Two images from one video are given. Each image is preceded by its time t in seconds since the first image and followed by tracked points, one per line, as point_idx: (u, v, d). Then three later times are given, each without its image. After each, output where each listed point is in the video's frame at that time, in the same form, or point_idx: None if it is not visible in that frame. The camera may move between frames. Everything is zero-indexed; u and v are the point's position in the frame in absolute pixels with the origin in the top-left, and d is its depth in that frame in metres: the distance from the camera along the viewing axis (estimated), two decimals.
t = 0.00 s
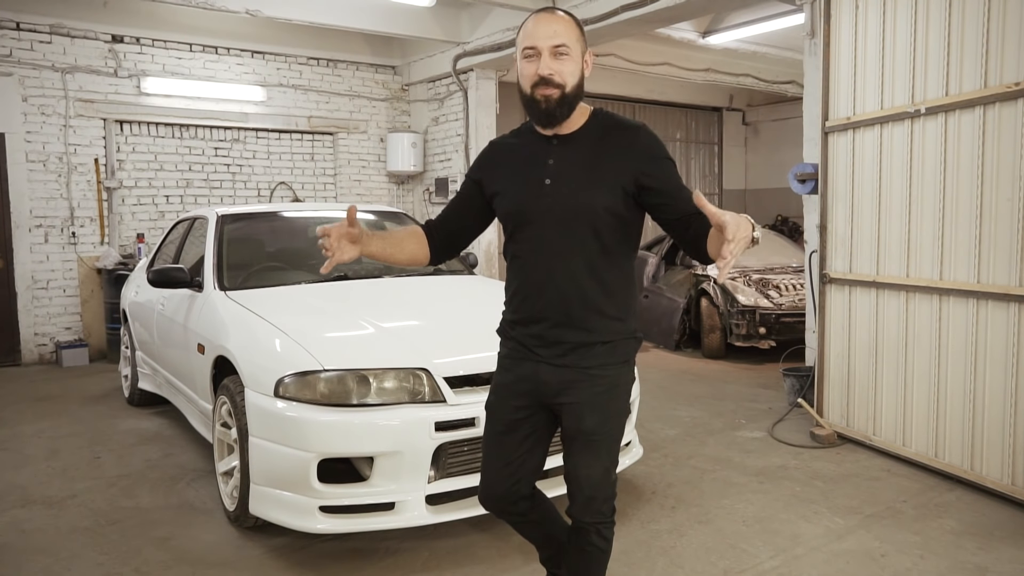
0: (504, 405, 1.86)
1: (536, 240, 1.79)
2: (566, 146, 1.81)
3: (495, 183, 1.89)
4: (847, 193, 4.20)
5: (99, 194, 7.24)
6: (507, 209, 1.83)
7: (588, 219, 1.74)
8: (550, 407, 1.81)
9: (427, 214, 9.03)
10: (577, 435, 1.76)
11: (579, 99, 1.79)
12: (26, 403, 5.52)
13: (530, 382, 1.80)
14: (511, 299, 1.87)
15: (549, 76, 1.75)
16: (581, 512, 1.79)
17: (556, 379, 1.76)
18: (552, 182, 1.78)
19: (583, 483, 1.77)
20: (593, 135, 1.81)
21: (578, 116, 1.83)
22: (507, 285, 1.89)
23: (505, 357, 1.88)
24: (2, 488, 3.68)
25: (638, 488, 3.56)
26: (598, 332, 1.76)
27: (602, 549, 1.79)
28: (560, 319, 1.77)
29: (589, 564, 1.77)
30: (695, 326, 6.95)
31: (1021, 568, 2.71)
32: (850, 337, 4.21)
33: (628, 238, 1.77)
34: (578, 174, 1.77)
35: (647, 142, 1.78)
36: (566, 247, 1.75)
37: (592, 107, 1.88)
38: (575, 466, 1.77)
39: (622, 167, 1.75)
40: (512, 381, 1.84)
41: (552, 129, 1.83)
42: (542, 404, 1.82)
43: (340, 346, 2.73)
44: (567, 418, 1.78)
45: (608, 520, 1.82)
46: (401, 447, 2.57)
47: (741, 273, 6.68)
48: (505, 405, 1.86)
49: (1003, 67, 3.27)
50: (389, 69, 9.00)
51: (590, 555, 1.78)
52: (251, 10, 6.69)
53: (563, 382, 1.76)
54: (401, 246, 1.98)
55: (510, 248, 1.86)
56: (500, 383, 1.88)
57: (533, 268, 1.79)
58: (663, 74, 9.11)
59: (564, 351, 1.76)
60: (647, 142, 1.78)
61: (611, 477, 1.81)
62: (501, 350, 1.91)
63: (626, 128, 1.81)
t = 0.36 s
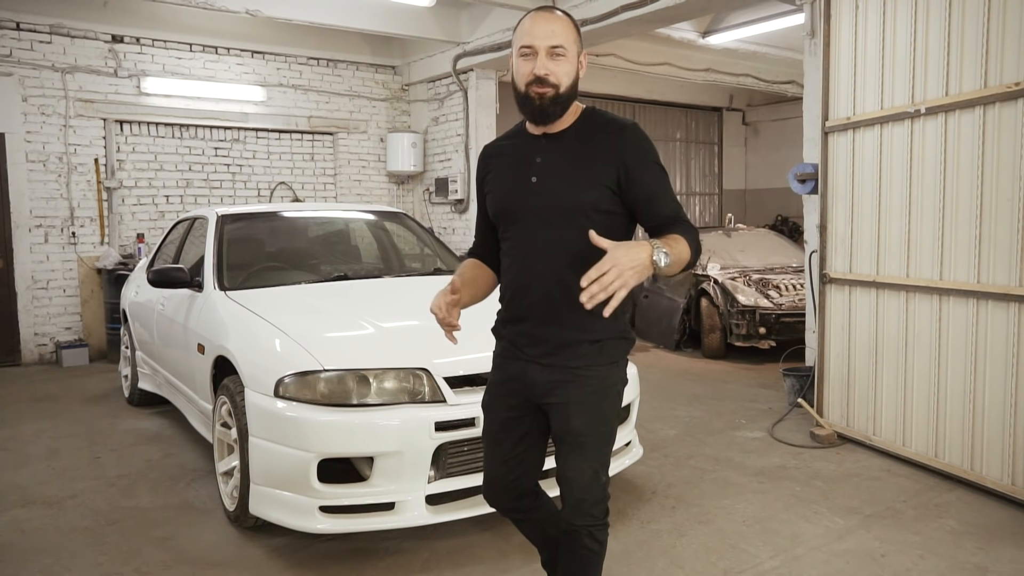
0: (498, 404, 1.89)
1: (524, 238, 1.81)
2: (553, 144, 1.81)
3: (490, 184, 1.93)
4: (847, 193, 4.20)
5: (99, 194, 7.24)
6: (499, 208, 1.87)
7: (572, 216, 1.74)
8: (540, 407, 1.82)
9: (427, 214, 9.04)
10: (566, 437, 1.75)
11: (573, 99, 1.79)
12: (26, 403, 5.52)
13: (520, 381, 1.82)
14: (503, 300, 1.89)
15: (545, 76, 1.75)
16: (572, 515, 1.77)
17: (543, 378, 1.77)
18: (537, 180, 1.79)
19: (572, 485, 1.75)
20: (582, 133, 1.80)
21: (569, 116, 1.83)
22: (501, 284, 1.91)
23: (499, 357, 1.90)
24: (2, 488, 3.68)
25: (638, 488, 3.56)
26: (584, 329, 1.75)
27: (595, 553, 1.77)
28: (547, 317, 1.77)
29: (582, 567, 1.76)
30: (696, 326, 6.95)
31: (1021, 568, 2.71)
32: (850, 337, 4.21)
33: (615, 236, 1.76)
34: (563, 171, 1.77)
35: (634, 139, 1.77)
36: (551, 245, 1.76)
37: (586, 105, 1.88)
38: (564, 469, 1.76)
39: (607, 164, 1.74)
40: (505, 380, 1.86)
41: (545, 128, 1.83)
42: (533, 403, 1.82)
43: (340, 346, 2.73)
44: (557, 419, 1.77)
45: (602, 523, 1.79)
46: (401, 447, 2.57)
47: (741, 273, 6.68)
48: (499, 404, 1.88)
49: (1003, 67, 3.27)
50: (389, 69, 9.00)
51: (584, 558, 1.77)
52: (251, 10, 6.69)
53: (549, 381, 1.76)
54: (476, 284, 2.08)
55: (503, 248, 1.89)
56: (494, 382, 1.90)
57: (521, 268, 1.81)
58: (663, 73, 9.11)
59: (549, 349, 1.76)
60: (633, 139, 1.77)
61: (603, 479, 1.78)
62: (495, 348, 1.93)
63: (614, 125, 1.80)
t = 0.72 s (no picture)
0: (493, 402, 1.89)
1: (518, 237, 1.82)
2: (549, 143, 1.81)
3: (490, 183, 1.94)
4: (846, 193, 4.20)
5: (99, 194, 7.24)
6: (496, 207, 1.88)
7: (563, 216, 1.74)
8: (531, 406, 1.81)
9: (427, 214, 9.04)
10: (555, 438, 1.75)
11: (572, 99, 1.78)
12: (25, 403, 5.52)
13: (512, 380, 1.82)
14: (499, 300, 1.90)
15: (545, 71, 1.75)
16: (565, 517, 1.77)
17: (534, 378, 1.77)
18: (531, 180, 1.80)
19: (560, 488, 1.75)
20: (580, 132, 1.79)
21: (567, 116, 1.82)
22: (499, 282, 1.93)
23: (495, 356, 1.91)
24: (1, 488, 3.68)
25: (638, 488, 3.56)
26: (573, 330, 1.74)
27: (590, 555, 1.76)
28: (536, 316, 1.78)
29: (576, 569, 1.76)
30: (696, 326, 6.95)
31: (1022, 568, 2.71)
32: (850, 337, 4.21)
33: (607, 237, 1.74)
34: (556, 170, 1.76)
35: (627, 138, 1.75)
36: (542, 245, 1.77)
37: (586, 108, 1.87)
38: (554, 470, 1.75)
39: (598, 164, 1.73)
40: (499, 379, 1.87)
41: (542, 125, 1.83)
42: (525, 403, 1.82)
43: (340, 346, 2.73)
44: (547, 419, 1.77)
45: (596, 525, 1.78)
46: (401, 447, 2.57)
47: (741, 273, 6.68)
48: (494, 403, 1.89)
49: (1003, 67, 3.27)
50: (390, 69, 9.00)
51: (577, 560, 1.76)
52: (251, 10, 6.69)
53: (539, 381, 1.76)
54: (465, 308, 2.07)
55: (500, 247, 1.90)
56: (490, 379, 1.91)
57: (515, 268, 1.82)
58: (663, 73, 9.11)
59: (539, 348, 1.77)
60: (627, 139, 1.74)
61: (595, 481, 1.77)
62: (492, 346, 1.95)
63: (609, 125, 1.78)
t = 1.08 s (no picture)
0: (494, 403, 1.89)
1: (522, 236, 1.81)
2: (555, 143, 1.81)
3: (491, 181, 1.93)
4: (847, 193, 4.20)
5: (99, 194, 7.24)
6: (499, 205, 1.87)
7: (569, 217, 1.74)
8: (533, 407, 1.81)
9: (426, 214, 9.04)
10: (558, 437, 1.75)
11: (578, 98, 1.79)
12: (26, 403, 5.52)
13: (514, 381, 1.82)
14: (499, 297, 1.89)
15: (551, 72, 1.75)
16: (567, 516, 1.76)
17: (537, 377, 1.77)
18: (537, 179, 1.79)
19: (564, 486, 1.75)
20: (585, 134, 1.80)
21: (574, 117, 1.83)
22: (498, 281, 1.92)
23: (495, 355, 1.90)
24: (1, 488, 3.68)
25: (639, 488, 3.56)
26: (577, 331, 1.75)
27: (590, 554, 1.75)
28: (539, 316, 1.78)
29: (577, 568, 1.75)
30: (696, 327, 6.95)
31: (1021, 568, 2.71)
32: (850, 338, 4.21)
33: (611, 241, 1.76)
34: (564, 171, 1.76)
35: (635, 143, 1.76)
36: (547, 245, 1.76)
37: (592, 109, 1.87)
38: (557, 468, 1.75)
39: (606, 166, 1.74)
40: (499, 379, 1.87)
41: (549, 127, 1.83)
42: (526, 403, 1.83)
43: (340, 346, 2.73)
44: (549, 418, 1.77)
45: (597, 524, 1.78)
46: (401, 447, 2.57)
47: (741, 273, 6.68)
48: (495, 403, 1.89)
49: (1003, 67, 3.27)
50: (389, 69, 9.00)
51: (578, 560, 1.75)
52: (251, 10, 6.69)
53: (542, 381, 1.76)
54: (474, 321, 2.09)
55: (501, 246, 1.89)
56: (490, 381, 1.91)
57: (517, 267, 1.81)
58: (663, 74, 9.12)
59: (543, 348, 1.77)
60: (636, 143, 1.75)
61: (597, 480, 1.77)
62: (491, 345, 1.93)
63: (616, 128, 1.79)
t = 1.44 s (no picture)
0: (499, 401, 1.89)
1: (524, 237, 1.82)
2: (557, 144, 1.81)
3: (496, 182, 1.94)
4: (847, 193, 4.20)
5: (99, 194, 7.24)
6: (503, 206, 1.88)
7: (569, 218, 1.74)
8: (539, 405, 1.81)
9: (427, 214, 9.05)
10: (563, 435, 1.75)
11: (576, 100, 1.78)
12: (25, 403, 5.52)
13: (519, 380, 1.82)
14: (504, 298, 1.89)
15: (546, 78, 1.74)
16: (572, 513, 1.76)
17: (541, 376, 1.77)
18: (539, 181, 1.80)
19: (567, 484, 1.75)
20: (588, 134, 1.79)
21: (575, 119, 1.82)
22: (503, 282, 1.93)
23: (499, 356, 1.90)
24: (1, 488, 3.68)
25: (639, 488, 3.56)
26: (579, 330, 1.75)
27: (595, 552, 1.75)
28: (541, 316, 1.78)
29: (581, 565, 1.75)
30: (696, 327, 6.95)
31: (1021, 568, 2.71)
32: (850, 338, 4.21)
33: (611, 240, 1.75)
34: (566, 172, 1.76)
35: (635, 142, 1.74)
36: (548, 245, 1.77)
37: (594, 109, 1.86)
38: (563, 466, 1.75)
39: (606, 166, 1.73)
40: (504, 378, 1.87)
41: (551, 130, 1.83)
42: (532, 402, 1.82)
43: (340, 346, 2.73)
44: (554, 417, 1.77)
45: (602, 522, 1.78)
46: (401, 447, 2.57)
47: (741, 273, 6.68)
48: (501, 402, 1.89)
49: (1003, 67, 3.27)
50: (390, 69, 9.00)
51: (583, 557, 1.75)
52: (251, 10, 6.69)
53: (546, 380, 1.76)
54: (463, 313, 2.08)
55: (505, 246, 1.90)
56: (494, 379, 1.91)
57: (520, 268, 1.82)
58: (663, 73, 9.12)
59: (546, 348, 1.77)
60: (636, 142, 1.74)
61: (602, 479, 1.77)
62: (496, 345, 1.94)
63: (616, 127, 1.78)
